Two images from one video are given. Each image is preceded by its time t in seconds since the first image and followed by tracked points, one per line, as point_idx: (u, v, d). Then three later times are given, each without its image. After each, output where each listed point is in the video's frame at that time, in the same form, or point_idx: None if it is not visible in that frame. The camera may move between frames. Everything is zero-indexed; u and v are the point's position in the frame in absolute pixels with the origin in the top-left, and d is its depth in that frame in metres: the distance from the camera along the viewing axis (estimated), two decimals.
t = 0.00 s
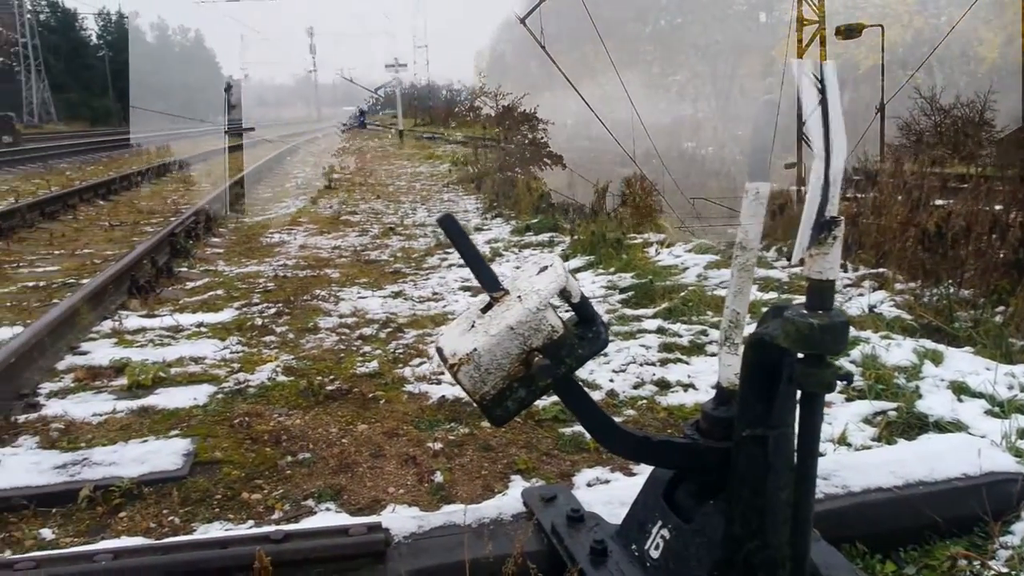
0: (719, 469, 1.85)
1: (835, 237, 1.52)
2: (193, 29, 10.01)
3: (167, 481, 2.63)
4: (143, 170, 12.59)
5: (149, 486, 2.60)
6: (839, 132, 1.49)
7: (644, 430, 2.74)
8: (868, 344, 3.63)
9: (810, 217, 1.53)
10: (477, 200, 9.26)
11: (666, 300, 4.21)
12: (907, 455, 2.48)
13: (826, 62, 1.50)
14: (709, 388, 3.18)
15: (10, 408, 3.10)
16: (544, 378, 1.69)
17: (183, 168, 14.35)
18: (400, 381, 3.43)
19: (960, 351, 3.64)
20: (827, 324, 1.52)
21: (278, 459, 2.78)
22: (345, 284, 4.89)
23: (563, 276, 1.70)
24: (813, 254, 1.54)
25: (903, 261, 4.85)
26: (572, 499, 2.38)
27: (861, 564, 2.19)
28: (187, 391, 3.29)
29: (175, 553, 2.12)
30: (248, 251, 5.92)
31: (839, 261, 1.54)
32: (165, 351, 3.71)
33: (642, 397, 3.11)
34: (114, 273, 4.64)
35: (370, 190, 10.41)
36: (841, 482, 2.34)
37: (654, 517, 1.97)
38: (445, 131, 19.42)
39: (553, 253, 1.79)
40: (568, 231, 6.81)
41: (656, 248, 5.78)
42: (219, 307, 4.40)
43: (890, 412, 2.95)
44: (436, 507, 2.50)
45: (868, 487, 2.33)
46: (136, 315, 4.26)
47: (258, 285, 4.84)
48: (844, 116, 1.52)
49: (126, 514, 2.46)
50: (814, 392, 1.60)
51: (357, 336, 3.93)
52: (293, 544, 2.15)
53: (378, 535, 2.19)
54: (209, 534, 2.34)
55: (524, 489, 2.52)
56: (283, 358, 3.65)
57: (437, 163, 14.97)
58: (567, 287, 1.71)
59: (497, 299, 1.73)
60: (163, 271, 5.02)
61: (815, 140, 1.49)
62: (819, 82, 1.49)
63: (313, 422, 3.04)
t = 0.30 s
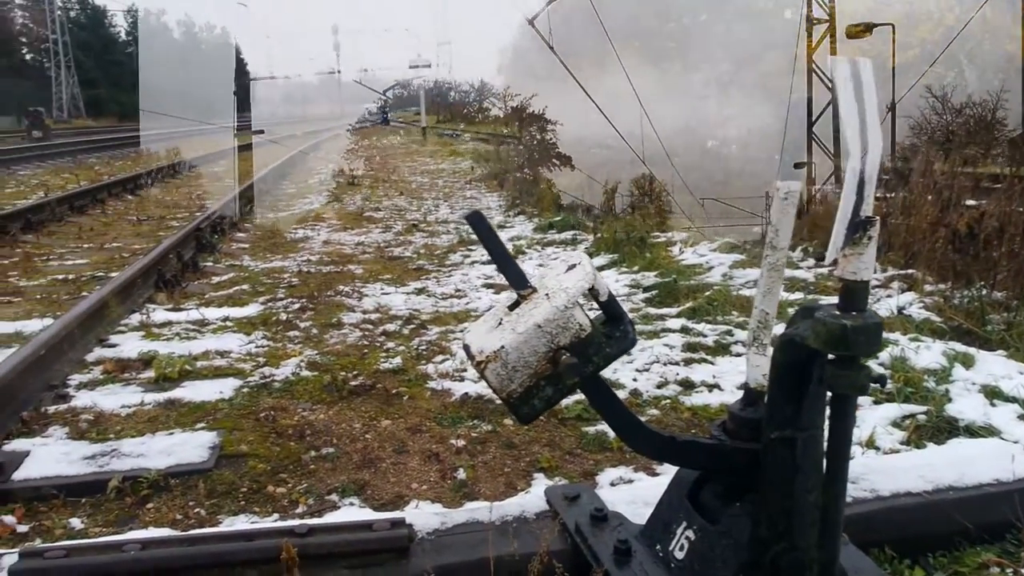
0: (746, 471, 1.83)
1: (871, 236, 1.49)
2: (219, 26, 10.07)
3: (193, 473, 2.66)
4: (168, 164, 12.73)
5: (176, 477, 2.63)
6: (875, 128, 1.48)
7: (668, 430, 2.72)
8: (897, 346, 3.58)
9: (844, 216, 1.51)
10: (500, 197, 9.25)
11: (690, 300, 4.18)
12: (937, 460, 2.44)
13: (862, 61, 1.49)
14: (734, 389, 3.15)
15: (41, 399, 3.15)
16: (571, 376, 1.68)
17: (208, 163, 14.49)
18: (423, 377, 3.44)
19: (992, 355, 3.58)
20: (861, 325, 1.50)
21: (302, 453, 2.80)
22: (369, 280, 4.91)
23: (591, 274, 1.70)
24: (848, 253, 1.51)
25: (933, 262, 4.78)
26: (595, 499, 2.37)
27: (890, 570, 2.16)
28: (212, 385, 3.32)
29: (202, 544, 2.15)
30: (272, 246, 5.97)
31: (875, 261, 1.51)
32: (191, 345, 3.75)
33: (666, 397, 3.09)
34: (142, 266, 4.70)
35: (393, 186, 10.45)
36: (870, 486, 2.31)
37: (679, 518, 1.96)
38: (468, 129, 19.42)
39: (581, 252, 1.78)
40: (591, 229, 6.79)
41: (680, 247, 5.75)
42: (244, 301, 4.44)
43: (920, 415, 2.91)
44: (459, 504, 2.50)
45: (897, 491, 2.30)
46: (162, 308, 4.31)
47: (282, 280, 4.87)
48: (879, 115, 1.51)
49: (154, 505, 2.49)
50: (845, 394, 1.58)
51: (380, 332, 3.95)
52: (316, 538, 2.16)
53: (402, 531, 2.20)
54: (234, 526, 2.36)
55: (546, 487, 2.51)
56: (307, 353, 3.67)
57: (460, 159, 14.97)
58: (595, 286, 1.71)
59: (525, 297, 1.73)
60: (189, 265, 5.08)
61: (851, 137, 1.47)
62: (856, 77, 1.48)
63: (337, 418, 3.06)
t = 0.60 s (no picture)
0: (781, 476, 1.80)
1: (914, 238, 1.47)
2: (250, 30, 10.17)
3: (226, 470, 2.69)
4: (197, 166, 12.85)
5: (209, 474, 2.66)
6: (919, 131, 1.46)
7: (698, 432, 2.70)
8: (933, 351, 3.52)
9: (886, 217, 1.49)
10: (527, 197, 9.26)
11: (721, 302, 4.14)
12: (976, 467, 2.40)
13: (907, 60, 1.46)
14: (766, 392, 3.11)
15: (78, 396, 3.20)
16: (605, 378, 1.67)
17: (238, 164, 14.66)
18: (452, 377, 3.45)
19: None
20: (903, 329, 1.47)
21: (332, 452, 2.81)
22: (397, 280, 4.93)
23: (627, 275, 1.69)
24: (891, 255, 1.48)
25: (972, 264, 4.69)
26: (626, 502, 2.35)
27: None
28: (244, 383, 3.35)
29: (234, 541, 2.17)
30: (301, 246, 6.02)
31: (918, 264, 1.48)
32: (223, 343, 3.79)
33: (696, 400, 3.07)
34: (174, 265, 4.77)
35: (421, 187, 10.49)
36: (907, 493, 2.26)
37: (712, 522, 1.93)
38: (495, 130, 19.45)
39: (616, 253, 1.77)
40: (620, 229, 6.77)
41: (710, 248, 5.71)
42: (275, 301, 4.49)
43: (957, 421, 2.85)
44: (488, 505, 2.50)
45: (935, 498, 2.25)
46: (194, 307, 4.36)
47: (312, 280, 4.91)
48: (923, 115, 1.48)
49: (188, 502, 2.52)
50: (887, 399, 1.54)
51: (409, 332, 3.96)
52: (347, 537, 2.17)
53: (432, 531, 2.20)
54: (266, 524, 2.38)
55: (576, 489, 2.51)
56: (336, 353, 3.69)
57: (487, 160, 14.99)
58: (630, 287, 1.69)
59: (559, 298, 1.72)
60: (220, 264, 5.14)
61: (894, 138, 1.45)
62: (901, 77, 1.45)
63: (367, 417, 3.07)
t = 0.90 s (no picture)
0: (819, 483, 1.77)
1: (962, 243, 1.43)
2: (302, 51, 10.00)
3: (260, 466, 2.72)
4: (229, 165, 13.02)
5: (242, 470, 2.70)
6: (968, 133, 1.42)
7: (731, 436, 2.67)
8: (974, 358, 3.45)
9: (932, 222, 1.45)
10: (556, 198, 9.25)
11: (754, 305, 4.09)
12: (1021, 479, 2.34)
13: (956, 58, 1.42)
14: (800, 397, 3.07)
15: (116, 391, 3.27)
16: (641, 381, 1.66)
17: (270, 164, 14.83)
18: (482, 378, 3.45)
19: None
20: (949, 336, 1.43)
21: (364, 450, 2.83)
22: (427, 280, 4.95)
23: (664, 278, 1.67)
24: (937, 261, 1.45)
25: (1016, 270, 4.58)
26: (658, 506, 2.34)
27: None
28: (277, 380, 3.39)
29: (268, 537, 2.20)
30: (333, 245, 6.08)
31: (965, 269, 1.44)
32: (256, 340, 3.84)
33: (728, 404, 3.03)
34: (209, 264, 4.84)
35: (450, 187, 10.54)
36: (948, 503, 2.22)
37: (747, 528, 1.90)
38: (524, 131, 19.47)
39: (653, 255, 1.76)
40: (650, 231, 6.74)
41: (742, 251, 5.65)
42: (307, 299, 4.53)
43: (1000, 430, 2.79)
44: (519, 506, 2.49)
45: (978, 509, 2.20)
46: (228, 305, 4.42)
47: (342, 279, 4.95)
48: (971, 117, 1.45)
49: (222, 497, 2.55)
50: (931, 407, 1.50)
51: (439, 332, 3.98)
52: (379, 535, 2.19)
53: (463, 531, 2.21)
54: (299, 520, 2.40)
55: (607, 492, 2.49)
56: (368, 352, 3.72)
57: (516, 160, 15.00)
58: (667, 290, 1.68)
59: (595, 300, 1.71)
60: (254, 263, 5.21)
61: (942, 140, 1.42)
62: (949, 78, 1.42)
63: (398, 416, 3.09)
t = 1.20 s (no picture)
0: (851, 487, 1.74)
1: (1006, 246, 1.39)
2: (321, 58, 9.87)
3: (287, 461, 2.74)
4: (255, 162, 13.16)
5: (269, 465, 2.72)
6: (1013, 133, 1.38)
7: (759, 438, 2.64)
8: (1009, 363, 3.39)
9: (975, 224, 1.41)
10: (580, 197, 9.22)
11: (782, 307, 4.05)
12: None
13: (1003, 56, 1.38)
14: (829, 401, 3.03)
15: (146, 384, 3.32)
16: (672, 382, 1.65)
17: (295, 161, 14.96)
18: (507, 376, 3.45)
19: None
20: (991, 339, 1.39)
21: (390, 447, 2.84)
22: (452, 278, 4.96)
23: (696, 278, 1.65)
24: (980, 262, 1.41)
25: None
26: (684, 508, 2.32)
27: None
28: (303, 376, 3.42)
29: (296, 531, 2.22)
30: (358, 243, 6.11)
31: (1009, 271, 1.41)
32: (283, 336, 3.87)
33: (756, 406, 3.00)
34: (238, 260, 4.89)
35: (474, 185, 10.54)
36: (984, 511, 2.18)
37: (776, 531, 1.88)
38: (549, 130, 19.44)
39: (684, 255, 1.74)
40: (675, 232, 6.69)
41: (770, 252, 5.61)
42: (332, 296, 4.56)
43: None
44: (544, 505, 2.49)
45: (1015, 518, 2.16)
46: (255, 301, 4.46)
47: (368, 276, 4.98)
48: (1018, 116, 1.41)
49: (249, 491, 2.58)
50: (971, 412, 1.47)
51: (464, 330, 3.98)
52: (407, 532, 2.20)
53: (489, 530, 2.21)
54: (325, 516, 2.41)
55: (633, 493, 2.48)
56: (393, 349, 3.73)
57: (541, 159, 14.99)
58: (699, 290, 1.66)
59: (626, 300, 1.70)
60: (280, 260, 5.26)
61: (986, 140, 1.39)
62: (995, 76, 1.39)
63: (424, 413, 3.10)
